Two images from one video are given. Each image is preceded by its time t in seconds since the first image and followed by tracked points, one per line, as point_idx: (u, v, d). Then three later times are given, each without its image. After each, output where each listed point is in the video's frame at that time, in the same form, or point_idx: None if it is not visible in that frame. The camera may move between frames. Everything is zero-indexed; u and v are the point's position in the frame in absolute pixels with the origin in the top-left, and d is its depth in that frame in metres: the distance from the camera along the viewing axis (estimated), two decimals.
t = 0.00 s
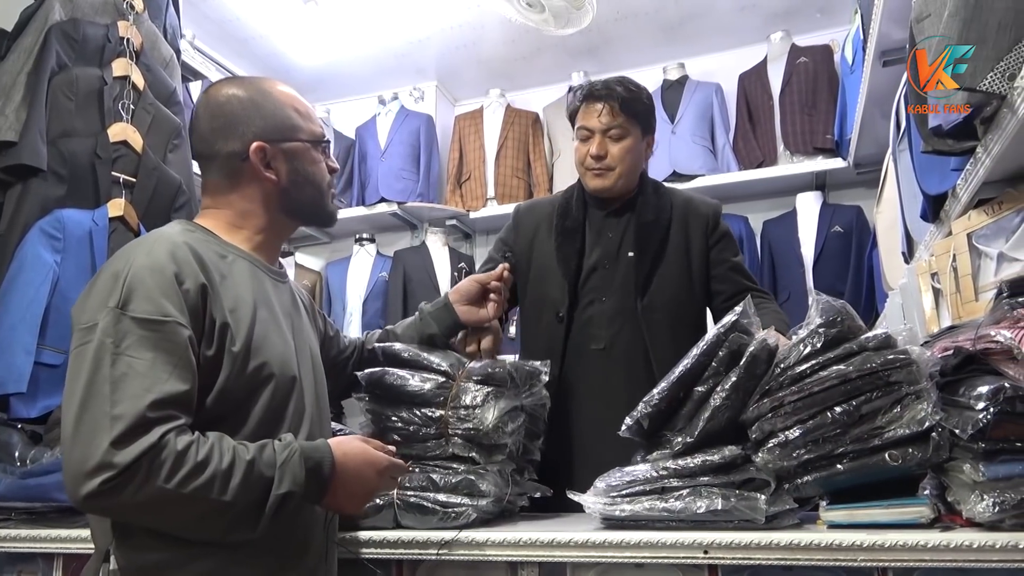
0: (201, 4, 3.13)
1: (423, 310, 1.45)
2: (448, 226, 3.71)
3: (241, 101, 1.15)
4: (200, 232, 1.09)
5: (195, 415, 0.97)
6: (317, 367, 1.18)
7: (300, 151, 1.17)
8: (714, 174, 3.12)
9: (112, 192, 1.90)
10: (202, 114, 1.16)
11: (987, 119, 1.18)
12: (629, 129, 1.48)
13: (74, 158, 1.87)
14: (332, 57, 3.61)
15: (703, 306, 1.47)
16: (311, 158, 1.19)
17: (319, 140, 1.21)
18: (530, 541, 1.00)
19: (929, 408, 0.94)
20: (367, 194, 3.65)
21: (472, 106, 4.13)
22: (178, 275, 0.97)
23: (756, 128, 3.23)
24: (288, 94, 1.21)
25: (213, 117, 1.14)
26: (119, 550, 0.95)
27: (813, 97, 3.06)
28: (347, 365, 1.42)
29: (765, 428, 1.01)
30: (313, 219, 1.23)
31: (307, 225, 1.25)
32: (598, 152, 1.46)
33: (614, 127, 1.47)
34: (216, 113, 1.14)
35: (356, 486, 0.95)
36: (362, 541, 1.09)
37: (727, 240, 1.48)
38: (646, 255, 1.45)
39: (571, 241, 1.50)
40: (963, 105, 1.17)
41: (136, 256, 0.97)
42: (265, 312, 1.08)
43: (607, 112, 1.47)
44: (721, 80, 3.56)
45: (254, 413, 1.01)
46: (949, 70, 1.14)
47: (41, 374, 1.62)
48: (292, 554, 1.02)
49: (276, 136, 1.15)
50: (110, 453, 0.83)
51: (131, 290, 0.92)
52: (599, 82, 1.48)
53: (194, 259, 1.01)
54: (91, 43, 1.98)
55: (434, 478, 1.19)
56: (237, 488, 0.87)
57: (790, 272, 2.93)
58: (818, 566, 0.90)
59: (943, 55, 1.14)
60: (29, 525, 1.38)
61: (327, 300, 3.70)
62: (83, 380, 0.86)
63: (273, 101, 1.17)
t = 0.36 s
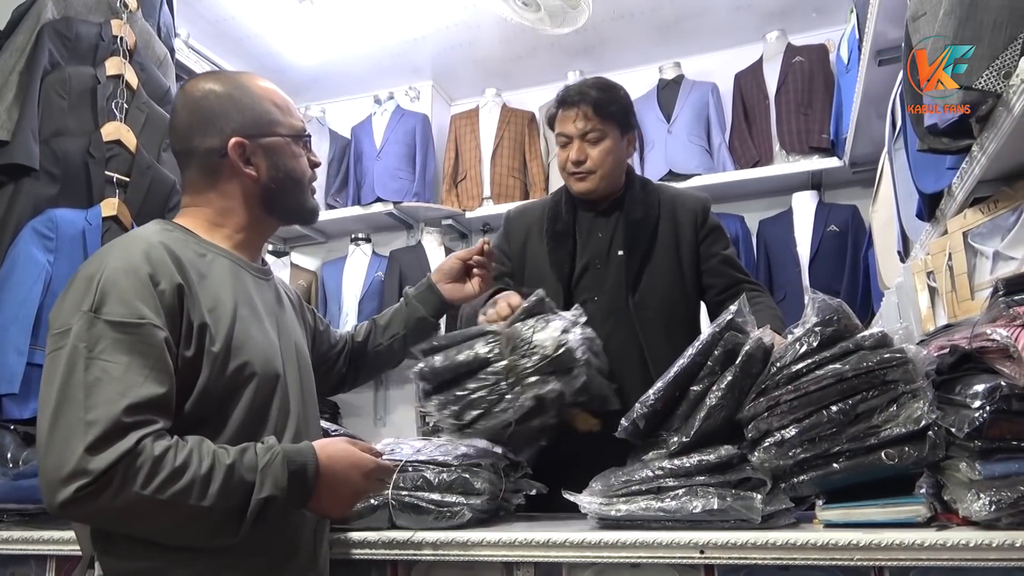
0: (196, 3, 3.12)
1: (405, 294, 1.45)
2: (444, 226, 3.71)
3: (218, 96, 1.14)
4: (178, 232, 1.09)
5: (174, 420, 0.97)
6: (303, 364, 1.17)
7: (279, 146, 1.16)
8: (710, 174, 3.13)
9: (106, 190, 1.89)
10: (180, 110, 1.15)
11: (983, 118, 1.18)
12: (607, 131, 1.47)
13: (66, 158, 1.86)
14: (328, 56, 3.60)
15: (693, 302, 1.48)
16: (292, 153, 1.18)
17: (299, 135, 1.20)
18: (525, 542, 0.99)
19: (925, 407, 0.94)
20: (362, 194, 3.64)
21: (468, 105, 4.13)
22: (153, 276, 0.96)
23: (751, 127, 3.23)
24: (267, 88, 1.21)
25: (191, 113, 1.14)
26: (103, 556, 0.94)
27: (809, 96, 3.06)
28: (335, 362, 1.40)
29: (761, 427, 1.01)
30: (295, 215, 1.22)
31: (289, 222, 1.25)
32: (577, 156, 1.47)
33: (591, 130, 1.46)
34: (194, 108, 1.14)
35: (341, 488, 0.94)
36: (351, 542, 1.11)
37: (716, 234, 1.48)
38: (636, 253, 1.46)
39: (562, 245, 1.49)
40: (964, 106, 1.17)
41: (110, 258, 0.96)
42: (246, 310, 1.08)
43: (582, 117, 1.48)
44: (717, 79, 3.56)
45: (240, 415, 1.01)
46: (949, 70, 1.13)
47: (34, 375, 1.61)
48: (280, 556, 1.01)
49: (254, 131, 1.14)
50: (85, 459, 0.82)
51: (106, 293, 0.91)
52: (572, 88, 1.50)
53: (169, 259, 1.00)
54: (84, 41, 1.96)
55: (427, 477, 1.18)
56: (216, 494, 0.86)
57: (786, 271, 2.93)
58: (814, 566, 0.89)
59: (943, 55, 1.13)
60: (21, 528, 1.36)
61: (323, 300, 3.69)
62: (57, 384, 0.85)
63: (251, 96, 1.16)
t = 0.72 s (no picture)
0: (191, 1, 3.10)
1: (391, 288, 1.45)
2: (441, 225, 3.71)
3: (206, 92, 1.13)
4: (164, 230, 1.08)
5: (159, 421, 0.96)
6: (293, 364, 1.17)
7: (268, 143, 1.16)
8: (707, 172, 3.12)
9: (100, 189, 1.88)
10: (168, 106, 1.14)
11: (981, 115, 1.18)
12: (581, 132, 1.46)
13: (60, 156, 1.85)
14: (324, 54, 3.59)
15: (689, 296, 1.47)
16: (281, 151, 1.18)
17: (289, 132, 1.20)
18: (522, 540, 0.99)
19: (924, 405, 0.94)
20: (359, 193, 3.63)
21: (465, 104, 4.12)
22: (137, 274, 0.95)
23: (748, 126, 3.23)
24: (256, 84, 1.20)
25: (179, 108, 1.13)
26: (90, 558, 0.94)
27: (805, 95, 3.06)
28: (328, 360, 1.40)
29: (760, 424, 1.01)
30: (285, 212, 1.22)
31: (278, 220, 1.24)
32: (554, 161, 1.46)
33: (566, 133, 1.45)
34: (182, 104, 1.13)
35: (328, 492, 0.93)
36: (343, 541, 1.11)
37: (704, 227, 1.48)
38: (627, 252, 1.46)
39: (558, 251, 1.48)
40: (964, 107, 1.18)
41: (92, 257, 0.96)
42: (234, 309, 1.07)
43: (554, 121, 1.46)
44: (714, 78, 3.56)
45: (226, 416, 1.00)
46: (949, 70, 1.13)
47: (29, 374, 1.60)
48: (271, 556, 1.00)
49: (243, 128, 1.13)
50: (66, 461, 0.81)
51: (88, 293, 0.91)
52: (540, 94, 1.47)
53: (154, 257, 1.00)
54: (78, 39, 1.95)
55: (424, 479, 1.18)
56: (199, 497, 0.85)
57: (783, 269, 2.93)
58: (813, 564, 0.89)
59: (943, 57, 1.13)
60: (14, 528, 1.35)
61: (319, 299, 3.67)
62: (39, 384, 0.85)
63: (240, 92, 1.15)
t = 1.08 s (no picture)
0: None
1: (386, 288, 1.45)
2: (439, 223, 3.72)
3: (204, 87, 1.12)
4: (157, 224, 1.07)
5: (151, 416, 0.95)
6: (288, 361, 1.16)
7: (264, 140, 1.15)
8: (705, 170, 3.12)
9: (95, 185, 1.87)
10: (165, 100, 1.13)
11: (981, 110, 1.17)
12: (581, 124, 1.47)
13: (55, 152, 1.84)
14: (321, 51, 3.57)
15: (685, 294, 1.47)
16: (278, 148, 1.17)
17: (286, 130, 1.19)
18: (520, 538, 0.99)
19: (924, 402, 0.93)
20: (356, 190, 3.63)
21: (462, 101, 4.11)
22: (130, 268, 0.95)
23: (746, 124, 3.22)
24: (255, 81, 1.19)
25: (176, 103, 1.12)
26: (82, 554, 0.93)
27: (803, 93, 3.06)
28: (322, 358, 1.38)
29: (759, 422, 1.01)
30: (279, 210, 1.21)
31: (272, 217, 1.23)
32: (550, 148, 1.46)
33: (565, 123, 1.47)
34: (179, 99, 1.12)
35: (321, 489, 0.93)
36: (338, 539, 1.12)
37: (703, 225, 1.47)
38: (625, 249, 1.45)
39: (553, 248, 1.48)
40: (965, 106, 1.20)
41: (84, 251, 0.95)
42: (228, 304, 1.06)
43: (556, 111, 1.48)
44: (712, 75, 3.55)
45: (219, 412, 0.99)
46: (949, 71, 1.12)
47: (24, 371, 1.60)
48: (265, 553, 1.00)
49: (240, 125, 1.12)
50: (56, 454, 0.80)
51: (80, 287, 0.90)
52: (546, 83, 1.50)
53: (146, 251, 0.99)
54: (73, 34, 1.93)
55: (420, 476, 1.18)
56: (191, 492, 0.84)
57: (780, 267, 2.93)
58: (811, 561, 0.89)
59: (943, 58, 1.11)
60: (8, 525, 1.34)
61: (315, 298, 3.67)
62: (29, 377, 0.84)
63: (237, 88, 1.14)
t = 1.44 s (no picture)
0: None
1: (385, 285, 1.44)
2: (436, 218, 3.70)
3: (201, 81, 1.12)
4: (153, 217, 1.06)
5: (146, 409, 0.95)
6: (285, 355, 1.15)
7: (262, 134, 1.14)
8: (703, 165, 3.12)
9: (92, 180, 1.86)
10: (162, 93, 1.12)
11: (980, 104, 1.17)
12: (579, 123, 1.45)
13: (51, 146, 1.82)
14: (318, 46, 3.56)
15: (681, 287, 1.47)
16: (276, 143, 1.17)
17: (284, 124, 1.19)
18: (519, 533, 0.99)
19: (923, 396, 0.93)
20: (353, 185, 3.62)
21: (460, 97, 4.09)
22: (125, 260, 0.94)
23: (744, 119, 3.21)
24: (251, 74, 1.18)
25: (172, 95, 1.11)
26: (76, 548, 0.92)
27: (801, 88, 3.06)
28: (320, 354, 1.38)
29: (758, 416, 1.00)
30: (276, 204, 1.21)
31: (269, 210, 1.23)
32: (553, 153, 1.45)
33: (564, 125, 1.44)
34: (176, 92, 1.11)
35: (317, 484, 0.92)
36: (336, 535, 1.13)
37: (697, 216, 1.47)
38: (619, 242, 1.45)
39: (546, 241, 1.47)
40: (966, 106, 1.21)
41: (78, 243, 0.95)
42: (224, 298, 1.06)
43: (552, 112, 1.44)
44: (711, 71, 3.54)
45: (214, 405, 0.99)
46: (949, 70, 1.13)
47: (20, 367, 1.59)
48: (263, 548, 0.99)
49: (238, 119, 1.12)
50: (49, 446, 0.80)
51: (74, 277, 0.90)
52: (538, 85, 1.45)
53: (142, 243, 0.98)
54: (69, 27, 1.92)
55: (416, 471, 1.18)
56: (186, 484, 0.84)
57: (779, 263, 2.93)
58: (810, 555, 0.89)
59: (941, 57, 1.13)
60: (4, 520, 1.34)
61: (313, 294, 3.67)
62: (22, 368, 0.84)
63: (236, 82, 1.14)
